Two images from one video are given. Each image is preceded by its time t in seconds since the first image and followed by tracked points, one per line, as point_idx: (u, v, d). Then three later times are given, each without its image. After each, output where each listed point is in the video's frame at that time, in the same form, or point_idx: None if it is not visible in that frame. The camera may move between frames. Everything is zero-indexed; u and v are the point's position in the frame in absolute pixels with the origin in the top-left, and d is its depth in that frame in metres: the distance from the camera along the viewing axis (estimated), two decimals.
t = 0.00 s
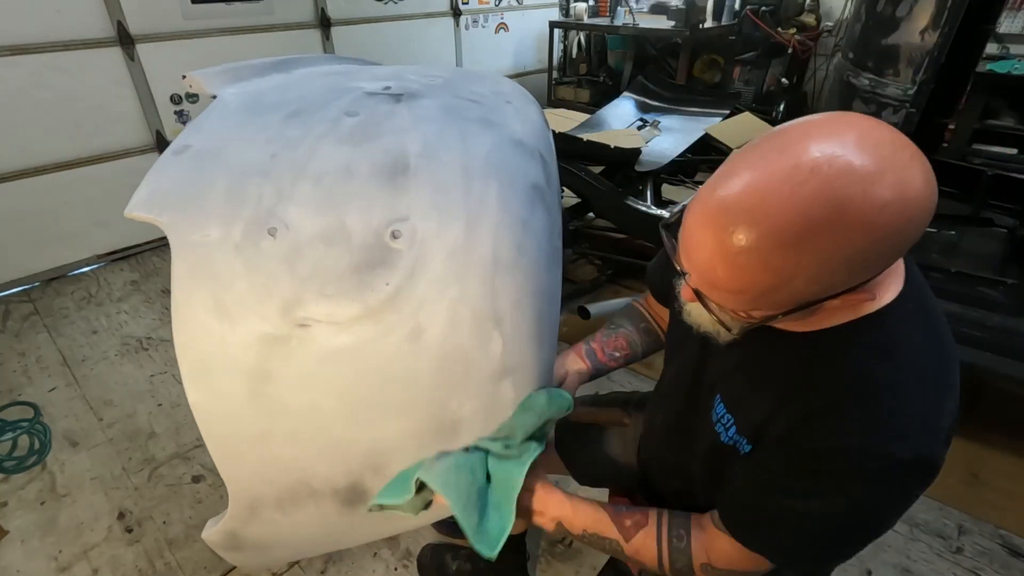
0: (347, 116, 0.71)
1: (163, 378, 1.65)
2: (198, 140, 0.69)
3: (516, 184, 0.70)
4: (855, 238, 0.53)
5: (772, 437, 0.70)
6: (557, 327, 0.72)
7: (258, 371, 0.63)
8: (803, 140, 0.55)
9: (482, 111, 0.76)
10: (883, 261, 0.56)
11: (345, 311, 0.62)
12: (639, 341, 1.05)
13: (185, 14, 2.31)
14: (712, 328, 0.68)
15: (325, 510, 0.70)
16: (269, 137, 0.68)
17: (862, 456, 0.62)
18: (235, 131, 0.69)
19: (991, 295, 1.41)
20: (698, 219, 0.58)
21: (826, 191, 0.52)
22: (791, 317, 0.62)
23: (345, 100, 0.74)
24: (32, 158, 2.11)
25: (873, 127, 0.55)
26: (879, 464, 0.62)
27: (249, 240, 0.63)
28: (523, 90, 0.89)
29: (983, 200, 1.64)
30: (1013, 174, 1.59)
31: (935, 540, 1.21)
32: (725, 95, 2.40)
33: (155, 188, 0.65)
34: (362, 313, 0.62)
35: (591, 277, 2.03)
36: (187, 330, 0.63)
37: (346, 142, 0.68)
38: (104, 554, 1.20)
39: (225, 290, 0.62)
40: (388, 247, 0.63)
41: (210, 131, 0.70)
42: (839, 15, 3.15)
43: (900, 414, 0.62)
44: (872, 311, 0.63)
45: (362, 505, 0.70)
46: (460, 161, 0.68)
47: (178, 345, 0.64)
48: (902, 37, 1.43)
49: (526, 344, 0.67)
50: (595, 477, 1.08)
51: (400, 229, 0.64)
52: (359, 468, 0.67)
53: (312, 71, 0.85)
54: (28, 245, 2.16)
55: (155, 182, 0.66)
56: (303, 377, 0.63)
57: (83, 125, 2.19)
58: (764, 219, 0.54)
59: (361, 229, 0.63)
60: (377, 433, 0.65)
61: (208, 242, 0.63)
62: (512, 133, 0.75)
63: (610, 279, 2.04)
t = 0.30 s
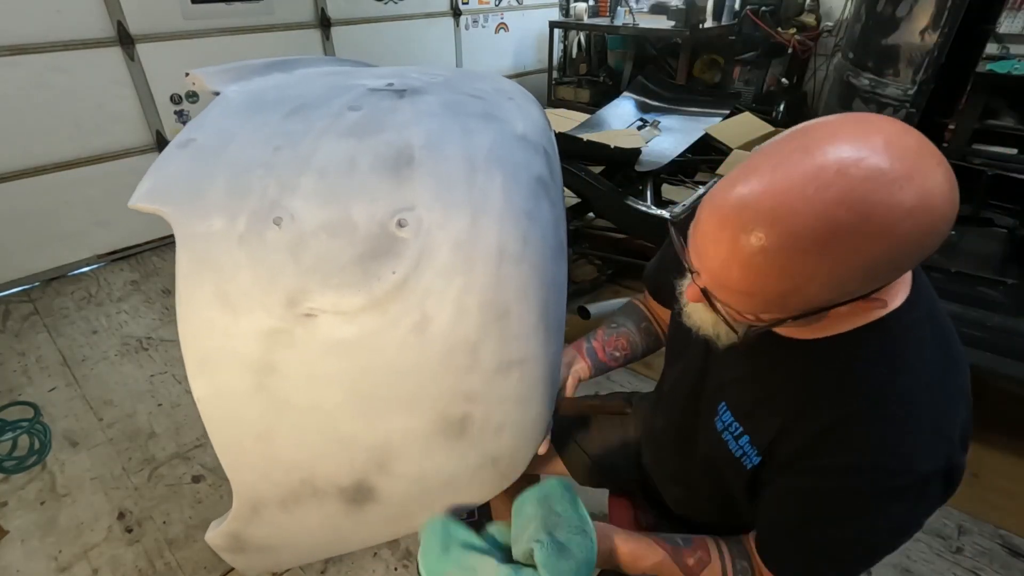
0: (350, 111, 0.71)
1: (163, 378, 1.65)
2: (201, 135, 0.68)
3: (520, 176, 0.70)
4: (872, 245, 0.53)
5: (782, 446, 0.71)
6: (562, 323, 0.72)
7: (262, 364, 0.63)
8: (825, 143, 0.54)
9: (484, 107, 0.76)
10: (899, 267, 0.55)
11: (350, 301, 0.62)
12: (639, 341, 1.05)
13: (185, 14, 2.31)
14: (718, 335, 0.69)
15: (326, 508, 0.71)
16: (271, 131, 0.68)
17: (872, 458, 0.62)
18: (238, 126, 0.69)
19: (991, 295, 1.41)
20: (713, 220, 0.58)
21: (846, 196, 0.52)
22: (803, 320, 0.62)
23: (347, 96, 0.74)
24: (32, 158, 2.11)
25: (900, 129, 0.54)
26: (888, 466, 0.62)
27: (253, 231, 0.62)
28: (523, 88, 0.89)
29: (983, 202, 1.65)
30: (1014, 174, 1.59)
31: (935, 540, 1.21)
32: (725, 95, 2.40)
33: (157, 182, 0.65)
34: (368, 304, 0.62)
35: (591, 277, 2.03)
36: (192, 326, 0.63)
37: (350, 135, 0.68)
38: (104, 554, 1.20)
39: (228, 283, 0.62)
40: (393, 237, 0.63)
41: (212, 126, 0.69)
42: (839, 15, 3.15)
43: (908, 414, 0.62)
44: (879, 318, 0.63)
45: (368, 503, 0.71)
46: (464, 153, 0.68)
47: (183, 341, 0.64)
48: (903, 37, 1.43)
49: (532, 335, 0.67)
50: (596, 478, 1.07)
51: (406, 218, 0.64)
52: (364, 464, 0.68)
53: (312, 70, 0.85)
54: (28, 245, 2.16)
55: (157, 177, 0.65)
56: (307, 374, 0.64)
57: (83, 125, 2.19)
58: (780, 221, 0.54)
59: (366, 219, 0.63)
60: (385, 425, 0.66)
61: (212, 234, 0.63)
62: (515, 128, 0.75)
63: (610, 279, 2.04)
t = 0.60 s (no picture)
0: (352, 113, 0.71)
1: (163, 378, 1.65)
2: (203, 137, 0.68)
3: (522, 178, 0.70)
4: (875, 233, 0.53)
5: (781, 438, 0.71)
6: (564, 326, 0.73)
7: (267, 367, 0.64)
8: (819, 137, 0.54)
9: (485, 108, 0.76)
10: (902, 257, 0.55)
11: (354, 304, 0.62)
12: (640, 343, 1.05)
13: (185, 14, 2.31)
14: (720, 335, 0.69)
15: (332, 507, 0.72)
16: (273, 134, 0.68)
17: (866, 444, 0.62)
18: (241, 128, 0.69)
19: (991, 295, 1.41)
20: (714, 216, 0.59)
21: (844, 184, 0.52)
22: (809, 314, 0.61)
23: (348, 98, 0.74)
24: (32, 158, 2.11)
25: (895, 121, 0.55)
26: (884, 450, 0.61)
27: (256, 235, 0.62)
28: (524, 88, 0.89)
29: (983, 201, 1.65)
30: (1013, 174, 1.59)
31: (935, 540, 1.21)
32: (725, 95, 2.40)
33: (160, 185, 0.64)
34: (372, 307, 0.63)
35: (591, 277, 2.03)
36: (196, 327, 0.64)
37: (352, 138, 0.67)
38: (104, 554, 1.20)
39: (232, 285, 0.62)
40: (397, 240, 0.63)
41: (214, 128, 0.69)
42: (839, 15, 3.15)
43: (906, 399, 0.62)
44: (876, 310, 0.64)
45: (372, 504, 0.72)
46: (467, 155, 0.68)
47: (187, 346, 0.64)
48: (903, 37, 1.43)
49: (535, 339, 0.68)
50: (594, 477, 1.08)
51: (409, 222, 0.64)
52: (367, 465, 0.69)
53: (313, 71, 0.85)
54: (28, 245, 2.16)
55: (160, 178, 0.65)
56: (311, 376, 0.64)
57: (83, 125, 2.19)
58: (781, 213, 0.54)
59: (369, 223, 0.63)
60: (389, 427, 0.67)
61: (215, 238, 0.62)
62: (516, 129, 0.75)
63: (610, 279, 2.04)
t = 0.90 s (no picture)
0: (354, 110, 0.71)
1: (163, 378, 1.65)
2: (205, 134, 0.68)
3: (524, 176, 0.70)
4: (864, 196, 0.54)
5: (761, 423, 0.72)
6: (564, 323, 0.74)
7: (269, 364, 0.64)
8: (815, 100, 0.56)
9: (487, 105, 0.76)
10: (892, 224, 0.56)
11: (356, 300, 0.62)
12: (638, 340, 1.05)
13: (185, 14, 2.31)
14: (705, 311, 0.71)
15: (335, 507, 0.71)
16: (275, 130, 0.68)
17: (840, 430, 0.63)
18: (243, 126, 0.68)
19: (991, 295, 1.40)
20: (711, 178, 0.59)
21: (838, 143, 0.53)
22: (800, 284, 0.62)
23: (350, 95, 0.74)
24: (32, 158, 2.11)
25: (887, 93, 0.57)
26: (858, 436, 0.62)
27: (260, 231, 0.62)
28: (525, 88, 0.89)
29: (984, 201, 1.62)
30: (1013, 173, 1.59)
31: (935, 540, 1.21)
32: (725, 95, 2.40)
33: (163, 182, 0.64)
34: (373, 302, 0.62)
35: (591, 277, 2.03)
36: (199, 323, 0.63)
37: (354, 135, 0.67)
38: (104, 554, 1.20)
39: (234, 281, 0.62)
40: (400, 236, 0.63)
41: (216, 125, 0.69)
42: (839, 15, 3.15)
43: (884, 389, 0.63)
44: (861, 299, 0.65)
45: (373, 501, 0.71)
46: (468, 151, 0.68)
47: (189, 340, 0.64)
48: (904, 36, 1.42)
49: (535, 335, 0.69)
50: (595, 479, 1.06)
51: (411, 217, 0.64)
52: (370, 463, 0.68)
53: (313, 70, 0.85)
54: (28, 245, 2.16)
55: (162, 175, 0.65)
56: (313, 373, 0.64)
57: (83, 124, 2.19)
58: (777, 170, 0.55)
59: (372, 219, 0.63)
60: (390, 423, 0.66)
61: (218, 233, 0.62)
62: (517, 127, 0.75)
63: (610, 279, 2.04)
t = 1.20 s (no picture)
0: (356, 109, 0.71)
1: (163, 378, 1.65)
2: (207, 133, 0.68)
3: (526, 174, 0.71)
4: (825, 213, 0.53)
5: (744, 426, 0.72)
6: (568, 320, 0.75)
7: (277, 362, 0.63)
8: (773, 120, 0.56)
9: (488, 104, 0.76)
10: (848, 238, 0.56)
11: (362, 297, 0.62)
12: (639, 338, 1.05)
13: (185, 14, 2.31)
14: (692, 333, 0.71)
15: (341, 507, 0.71)
16: (278, 129, 0.68)
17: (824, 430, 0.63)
18: (246, 126, 0.68)
19: (991, 295, 1.40)
20: (672, 199, 0.59)
21: (793, 162, 0.53)
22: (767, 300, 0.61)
23: (351, 94, 0.74)
24: (32, 158, 2.11)
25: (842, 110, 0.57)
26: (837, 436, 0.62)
27: (264, 229, 0.62)
28: (523, 86, 0.89)
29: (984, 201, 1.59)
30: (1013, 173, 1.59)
31: (935, 540, 1.21)
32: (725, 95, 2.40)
33: (166, 181, 0.64)
34: (381, 300, 0.62)
35: (591, 277, 2.03)
36: (202, 322, 0.63)
37: (357, 134, 0.68)
38: (104, 554, 1.20)
39: (240, 281, 0.62)
40: (404, 234, 0.63)
41: (218, 125, 0.69)
42: (839, 15, 3.15)
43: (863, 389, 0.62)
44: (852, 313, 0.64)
45: (380, 500, 0.71)
46: (471, 150, 0.69)
47: (193, 338, 0.63)
48: (904, 35, 1.42)
49: (539, 333, 0.69)
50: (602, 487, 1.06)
51: (416, 214, 0.64)
52: (376, 464, 0.69)
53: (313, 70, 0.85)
54: (28, 245, 2.16)
55: (165, 175, 0.65)
56: (320, 374, 0.64)
57: (83, 124, 2.19)
58: (732, 190, 0.55)
59: (377, 217, 0.63)
60: (397, 421, 0.66)
61: (223, 231, 0.62)
62: (517, 126, 0.76)
63: (610, 279, 2.03)
